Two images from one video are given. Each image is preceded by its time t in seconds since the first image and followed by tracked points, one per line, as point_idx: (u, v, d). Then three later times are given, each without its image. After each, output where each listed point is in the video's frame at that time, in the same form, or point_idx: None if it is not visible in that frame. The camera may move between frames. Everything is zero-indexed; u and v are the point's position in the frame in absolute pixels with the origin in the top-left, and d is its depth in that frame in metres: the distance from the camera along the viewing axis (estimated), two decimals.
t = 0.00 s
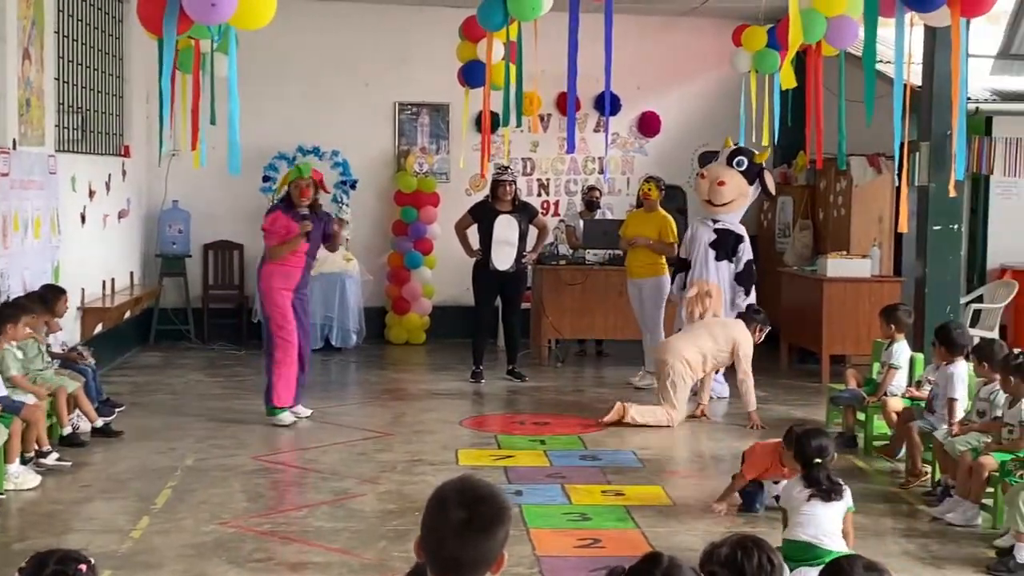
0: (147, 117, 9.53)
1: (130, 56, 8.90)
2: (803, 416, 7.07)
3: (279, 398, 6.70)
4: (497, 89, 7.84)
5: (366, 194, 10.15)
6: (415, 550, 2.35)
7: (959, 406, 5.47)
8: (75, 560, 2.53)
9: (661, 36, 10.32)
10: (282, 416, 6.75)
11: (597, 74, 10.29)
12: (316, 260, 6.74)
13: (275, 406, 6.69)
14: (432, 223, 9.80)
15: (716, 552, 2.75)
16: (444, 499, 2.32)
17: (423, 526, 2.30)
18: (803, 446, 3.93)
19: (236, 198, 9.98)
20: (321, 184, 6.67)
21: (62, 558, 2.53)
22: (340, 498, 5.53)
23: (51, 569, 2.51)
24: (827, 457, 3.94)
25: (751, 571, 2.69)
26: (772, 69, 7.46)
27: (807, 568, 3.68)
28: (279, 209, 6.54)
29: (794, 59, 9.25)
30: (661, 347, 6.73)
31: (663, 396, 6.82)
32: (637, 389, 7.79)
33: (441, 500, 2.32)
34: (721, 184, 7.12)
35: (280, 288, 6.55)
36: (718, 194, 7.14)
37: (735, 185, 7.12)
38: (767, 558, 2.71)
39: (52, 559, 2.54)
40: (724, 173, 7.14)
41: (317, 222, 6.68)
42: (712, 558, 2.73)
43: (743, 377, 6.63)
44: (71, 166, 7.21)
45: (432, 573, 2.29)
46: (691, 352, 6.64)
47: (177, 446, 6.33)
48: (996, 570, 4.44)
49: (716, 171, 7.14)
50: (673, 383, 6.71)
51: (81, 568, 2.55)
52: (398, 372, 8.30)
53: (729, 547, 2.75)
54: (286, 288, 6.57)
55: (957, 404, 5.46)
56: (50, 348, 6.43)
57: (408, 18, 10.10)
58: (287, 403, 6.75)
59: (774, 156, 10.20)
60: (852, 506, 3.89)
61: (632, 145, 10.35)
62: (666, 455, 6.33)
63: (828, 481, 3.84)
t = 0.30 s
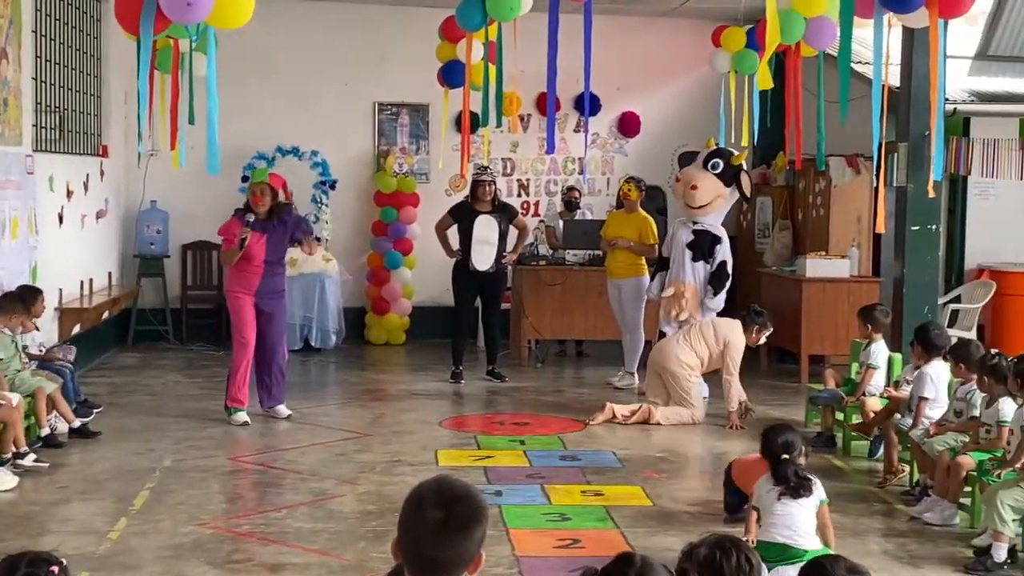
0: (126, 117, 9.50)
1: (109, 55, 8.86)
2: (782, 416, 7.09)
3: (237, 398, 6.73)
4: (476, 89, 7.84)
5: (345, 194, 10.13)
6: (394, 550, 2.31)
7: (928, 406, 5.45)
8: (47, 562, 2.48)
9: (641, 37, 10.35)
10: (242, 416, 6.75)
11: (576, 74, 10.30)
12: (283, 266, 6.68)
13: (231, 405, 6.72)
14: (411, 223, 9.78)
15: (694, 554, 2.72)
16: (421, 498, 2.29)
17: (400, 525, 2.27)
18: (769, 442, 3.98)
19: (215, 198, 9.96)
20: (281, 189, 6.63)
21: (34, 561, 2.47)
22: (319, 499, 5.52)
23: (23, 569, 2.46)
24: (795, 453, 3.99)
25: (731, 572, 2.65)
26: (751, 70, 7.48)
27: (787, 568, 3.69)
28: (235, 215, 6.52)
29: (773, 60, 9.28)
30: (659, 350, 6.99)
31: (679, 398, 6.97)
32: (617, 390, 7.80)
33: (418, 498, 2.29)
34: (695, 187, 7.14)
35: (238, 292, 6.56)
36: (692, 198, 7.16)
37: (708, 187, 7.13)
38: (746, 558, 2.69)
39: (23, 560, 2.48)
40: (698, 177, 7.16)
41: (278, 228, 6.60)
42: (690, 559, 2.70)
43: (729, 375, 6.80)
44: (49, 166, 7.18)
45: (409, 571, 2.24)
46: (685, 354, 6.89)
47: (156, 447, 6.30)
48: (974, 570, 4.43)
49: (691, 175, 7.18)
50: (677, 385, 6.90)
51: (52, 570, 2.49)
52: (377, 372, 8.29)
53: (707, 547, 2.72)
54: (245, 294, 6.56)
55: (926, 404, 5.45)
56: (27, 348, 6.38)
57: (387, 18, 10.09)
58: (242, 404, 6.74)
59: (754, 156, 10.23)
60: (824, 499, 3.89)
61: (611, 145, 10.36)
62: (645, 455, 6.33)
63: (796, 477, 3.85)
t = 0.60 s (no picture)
0: (108, 116, 9.48)
1: (91, 54, 8.84)
2: (765, 415, 7.10)
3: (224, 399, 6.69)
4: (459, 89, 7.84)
5: (329, 194, 10.12)
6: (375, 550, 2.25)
7: (904, 399, 5.53)
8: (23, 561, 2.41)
9: (624, 37, 10.36)
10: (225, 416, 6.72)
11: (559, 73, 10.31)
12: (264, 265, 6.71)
13: (217, 405, 6.68)
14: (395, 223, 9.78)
15: (678, 554, 2.66)
16: (403, 497, 2.23)
17: (383, 525, 2.21)
18: (735, 438, 4.00)
19: (199, 197, 9.94)
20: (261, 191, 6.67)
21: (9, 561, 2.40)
22: (302, 499, 5.51)
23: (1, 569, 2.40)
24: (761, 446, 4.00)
25: (714, 573, 2.61)
26: (733, 70, 7.49)
27: (771, 565, 3.69)
28: (219, 220, 6.49)
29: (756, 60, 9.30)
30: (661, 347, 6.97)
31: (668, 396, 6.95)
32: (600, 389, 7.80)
33: (401, 498, 2.23)
34: (669, 186, 7.17)
35: (226, 295, 6.54)
36: (666, 197, 7.20)
37: (684, 186, 7.16)
38: (730, 558, 2.64)
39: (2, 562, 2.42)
40: (673, 176, 7.19)
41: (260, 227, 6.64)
42: (673, 560, 2.64)
43: (727, 374, 6.76)
44: (30, 165, 7.15)
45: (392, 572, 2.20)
46: (682, 351, 6.82)
47: (138, 447, 6.29)
48: (956, 568, 4.40)
49: (665, 175, 7.22)
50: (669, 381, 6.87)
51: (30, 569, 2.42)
52: (360, 372, 8.28)
53: (692, 547, 2.66)
54: (233, 296, 6.55)
55: (902, 397, 5.52)
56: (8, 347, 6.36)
57: (371, 17, 10.08)
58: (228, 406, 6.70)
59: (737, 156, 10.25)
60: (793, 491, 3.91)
61: (595, 145, 10.37)
62: (628, 455, 6.33)
63: (762, 470, 3.86)
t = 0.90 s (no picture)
0: (94, 114, 9.47)
1: (76, 54, 8.80)
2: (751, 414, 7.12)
3: (223, 392, 6.82)
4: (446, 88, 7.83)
5: (316, 193, 10.12)
6: (361, 548, 2.22)
7: (887, 394, 5.59)
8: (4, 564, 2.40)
9: (611, 36, 10.38)
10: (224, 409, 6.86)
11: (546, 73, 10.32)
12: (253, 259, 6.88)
13: (217, 400, 6.81)
14: (382, 222, 9.78)
15: (664, 554, 2.65)
16: (389, 497, 2.21)
17: (369, 523, 2.18)
18: (703, 443, 3.97)
19: (185, 196, 9.93)
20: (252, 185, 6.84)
21: None
22: (289, 498, 5.50)
23: None
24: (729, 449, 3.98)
25: (700, 572, 2.59)
26: (720, 69, 7.51)
27: (758, 564, 3.70)
28: (238, 213, 6.58)
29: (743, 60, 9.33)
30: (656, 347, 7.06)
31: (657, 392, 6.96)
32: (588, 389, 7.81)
33: (387, 496, 2.21)
34: (653, 187, 7.18)
35: (236, 286, 6.63)
36: (649, 197, 7.22)
37: (669, 187, 7.15)
38: (715, 558, 2.62)
39: None
40: (656, 177, 7.19)
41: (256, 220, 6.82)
42: (659, 560, 2.64)
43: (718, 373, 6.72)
44: (16, 164, 7.14)
45: (378, 570, 2.17)
46: (669, 347, 6.89)
47: (124, 446, 6.27)
48: (942, 567, 4.40)
49: (649, 175, 7.22)
50: (658, 377, 6.92)
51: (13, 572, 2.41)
52: (347, 372, 8.27)
53: (678, 548, 2.65)
54: (243, 287, 6.67)
55: (885, 390, 5.58)
56: None
57: (357, 16, 10.08)
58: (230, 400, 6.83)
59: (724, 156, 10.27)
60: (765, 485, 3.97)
61: (581, 144, 10.38)
62: (614, 454, 6.34)
63: (734, 474, 3.86)
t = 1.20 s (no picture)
0: (82, 113, 9.45)
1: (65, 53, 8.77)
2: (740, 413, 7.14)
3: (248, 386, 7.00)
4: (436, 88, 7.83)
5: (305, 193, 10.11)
6: (351, 546, 2.20)
7: (867, 395, 5.62)
8: None
9: (600, 35, 10.39)
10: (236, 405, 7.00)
11: (535, 72, 10.33)
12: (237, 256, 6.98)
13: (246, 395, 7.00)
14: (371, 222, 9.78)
15: (652, 554, 2.62)
16: (379, 494, 2.18)
17: (358, 521, 2.16)
18: (690, 445, 4.00)
19: (174, 195, 9.91)
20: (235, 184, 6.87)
21: None
22: (278, 498, 5.49)
23: None
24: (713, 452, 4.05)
25: (689, 573, 2.56)
26: (708, 69, 7.52)
27: (748, 563, 3.69)
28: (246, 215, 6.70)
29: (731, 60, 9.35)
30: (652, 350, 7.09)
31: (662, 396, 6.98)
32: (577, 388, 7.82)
33: (376, 493, 2.18)
34: (648, 188, 7.15)
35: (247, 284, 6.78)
36: (647, 198, 7.17)
37: (664, 187, 7.15)
38: (704, 558, 2.59)
39: None
40: (652, 178, 7.17)
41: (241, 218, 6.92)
42: (647, 560, 2.60)
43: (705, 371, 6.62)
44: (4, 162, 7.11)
45: (369, 569, 2.15)
46: (658, 349, 6.90)
47: (112, 446, 6.25)
48: (930, 565, 4.40)
49: (645, 175, 7.18)
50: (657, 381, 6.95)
51: None
52: (336, 371, 8.26)
53: (666, 548, 2.61)
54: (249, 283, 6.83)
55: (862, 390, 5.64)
56: None
57: (347, 15, 10.07)
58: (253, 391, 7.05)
59: (712, 155, 10.28)
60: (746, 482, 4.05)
61: (571, 144, 10.39)
62: (604, 453, 6.34)
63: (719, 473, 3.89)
